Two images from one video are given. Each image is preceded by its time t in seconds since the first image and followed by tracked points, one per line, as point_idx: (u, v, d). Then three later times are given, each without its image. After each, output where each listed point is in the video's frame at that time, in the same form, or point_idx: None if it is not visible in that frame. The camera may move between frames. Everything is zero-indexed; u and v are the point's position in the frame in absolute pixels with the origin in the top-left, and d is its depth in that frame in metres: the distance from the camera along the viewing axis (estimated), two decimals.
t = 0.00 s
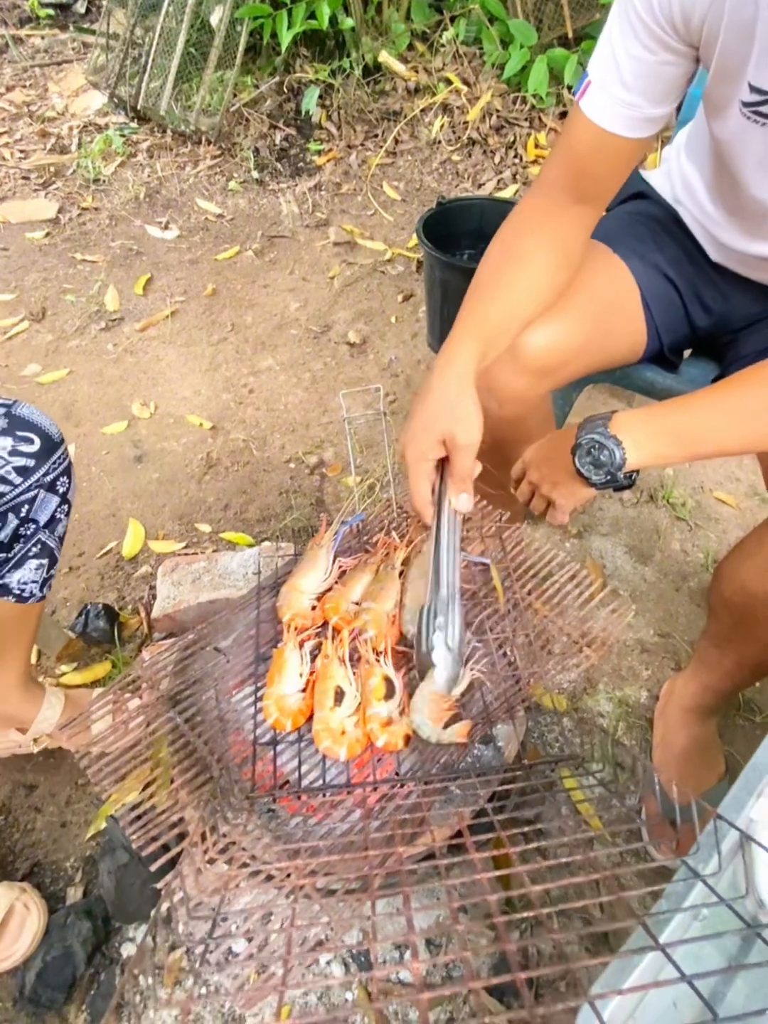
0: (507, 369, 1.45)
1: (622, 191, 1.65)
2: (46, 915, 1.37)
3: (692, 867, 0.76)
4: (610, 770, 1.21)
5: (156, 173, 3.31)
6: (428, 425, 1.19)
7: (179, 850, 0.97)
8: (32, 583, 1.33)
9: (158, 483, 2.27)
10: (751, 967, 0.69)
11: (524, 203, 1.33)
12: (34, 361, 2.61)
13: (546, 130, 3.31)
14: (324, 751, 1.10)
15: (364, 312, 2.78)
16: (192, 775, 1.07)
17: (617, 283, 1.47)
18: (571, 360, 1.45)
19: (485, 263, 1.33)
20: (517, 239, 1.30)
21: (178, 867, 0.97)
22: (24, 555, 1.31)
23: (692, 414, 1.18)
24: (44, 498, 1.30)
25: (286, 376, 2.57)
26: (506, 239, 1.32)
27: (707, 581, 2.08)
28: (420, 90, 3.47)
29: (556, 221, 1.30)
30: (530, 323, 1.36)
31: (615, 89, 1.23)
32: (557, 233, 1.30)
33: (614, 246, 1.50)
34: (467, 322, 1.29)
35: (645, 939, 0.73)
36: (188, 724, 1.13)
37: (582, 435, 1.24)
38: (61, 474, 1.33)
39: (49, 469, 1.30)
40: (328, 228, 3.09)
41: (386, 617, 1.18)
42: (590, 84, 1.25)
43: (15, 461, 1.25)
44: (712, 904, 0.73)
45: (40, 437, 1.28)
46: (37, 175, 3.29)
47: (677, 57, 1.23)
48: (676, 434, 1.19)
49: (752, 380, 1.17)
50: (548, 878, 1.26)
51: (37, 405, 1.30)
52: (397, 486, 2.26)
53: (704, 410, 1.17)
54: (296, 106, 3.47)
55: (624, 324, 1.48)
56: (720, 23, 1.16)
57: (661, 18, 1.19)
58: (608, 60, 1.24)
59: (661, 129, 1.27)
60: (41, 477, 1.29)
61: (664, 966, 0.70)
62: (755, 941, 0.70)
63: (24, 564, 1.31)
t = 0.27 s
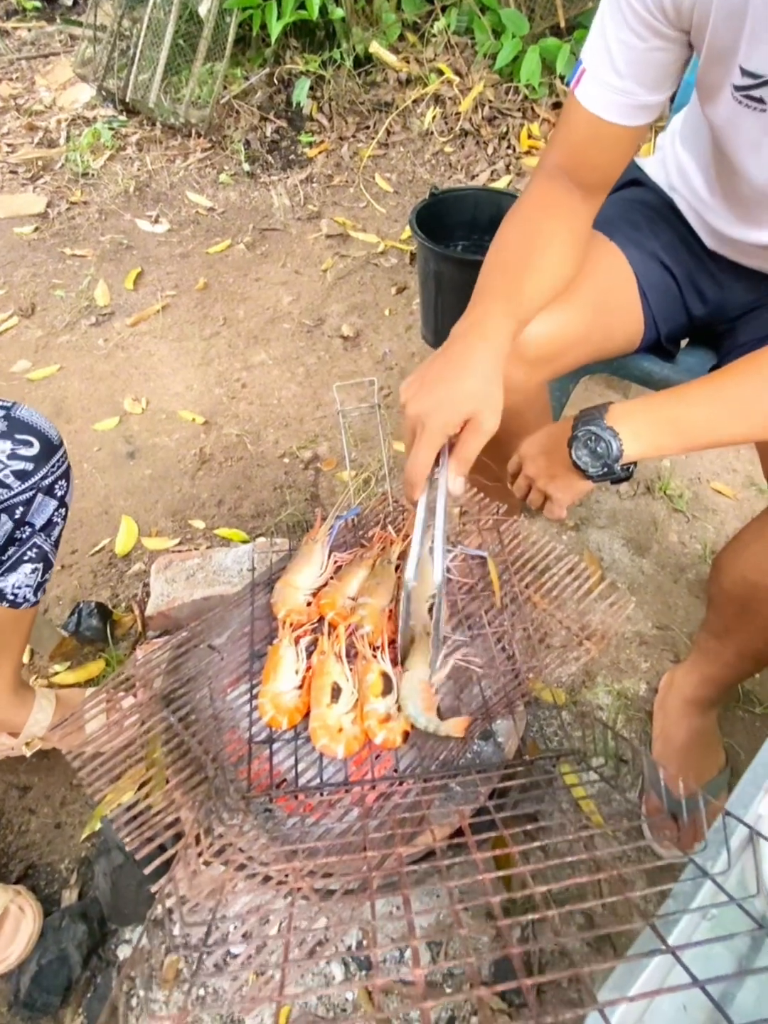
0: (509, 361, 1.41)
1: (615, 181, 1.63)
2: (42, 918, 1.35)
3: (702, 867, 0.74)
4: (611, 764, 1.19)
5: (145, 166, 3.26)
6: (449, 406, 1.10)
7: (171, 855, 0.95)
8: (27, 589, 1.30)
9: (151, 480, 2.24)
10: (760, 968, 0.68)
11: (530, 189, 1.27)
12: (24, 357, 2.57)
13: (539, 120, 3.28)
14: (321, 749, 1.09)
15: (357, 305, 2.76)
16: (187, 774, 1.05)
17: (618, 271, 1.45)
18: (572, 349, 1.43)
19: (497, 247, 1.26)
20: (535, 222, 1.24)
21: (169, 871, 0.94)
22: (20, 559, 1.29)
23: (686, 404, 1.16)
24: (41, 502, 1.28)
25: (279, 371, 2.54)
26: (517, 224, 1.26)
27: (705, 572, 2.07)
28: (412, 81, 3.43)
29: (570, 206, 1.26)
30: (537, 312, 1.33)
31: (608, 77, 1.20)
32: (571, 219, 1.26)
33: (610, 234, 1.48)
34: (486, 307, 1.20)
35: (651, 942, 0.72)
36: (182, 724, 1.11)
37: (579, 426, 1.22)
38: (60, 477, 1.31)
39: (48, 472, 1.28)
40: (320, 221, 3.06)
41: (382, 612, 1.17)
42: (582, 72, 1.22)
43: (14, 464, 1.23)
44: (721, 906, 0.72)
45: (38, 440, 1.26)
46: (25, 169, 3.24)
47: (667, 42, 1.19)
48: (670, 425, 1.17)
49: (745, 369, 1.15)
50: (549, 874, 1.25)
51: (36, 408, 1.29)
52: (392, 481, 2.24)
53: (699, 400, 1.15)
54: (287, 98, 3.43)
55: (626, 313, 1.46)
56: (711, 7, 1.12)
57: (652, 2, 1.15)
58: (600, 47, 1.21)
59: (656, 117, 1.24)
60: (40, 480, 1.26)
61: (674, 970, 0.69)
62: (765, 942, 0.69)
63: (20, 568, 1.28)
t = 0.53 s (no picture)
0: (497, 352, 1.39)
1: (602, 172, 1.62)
2: (34, 925, 1.33)
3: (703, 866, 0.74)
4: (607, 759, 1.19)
5: (129, 162, 3.22)
6: (443, 391, 1.06)
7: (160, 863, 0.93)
8: (6, 596, 1.30)
9: (139, 480, 2.22)
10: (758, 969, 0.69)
11: (516, 176, 1.25)
12: (8, 357, 2.53)
13: (526, 113, 3.26)
14: (313, 751, 1.08)
15: (346, 301, 2.73)
16: (177, 779, 1.03)
17: (606, 262, 1.44)
18: (561, 340, 1.42)
19: (487, 231, 1.23)
20: (526, 205, 1.21)
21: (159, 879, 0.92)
22: None
23: (680, 395, 1.15)
24: (18, 513, 1.26)
25: (267, 367, 2.52)
26: (507, 209, 1.23)
27: (697, 565, 2.07)
28: (397, 74, 3.40)
29: (560, 192, 1.24)
30: (526, 301, 1.31)
31: (593, 67, 1.19)
32: (562, 203, 1.24)
33: (598, 225, 1.47)
34: (479, 290, 1.17)
35: (648, 944, 0.72)
36: (172, 728, 1.09)
37: (570, 418, 1.21)
38: (38, 488, 1.28)
39: (25, 483, 1.25)
40: (307, 216, 3.03)
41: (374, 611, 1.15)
42: (568, 64, 1.21)
43: None
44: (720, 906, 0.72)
45: (15, 450, 1.22)
46: (6, 166, 3.19)
47: (651, 32, 1.17)
48: (664, 417, 1.16)
49: (740, 359, 1.14)
50: (545, 870, 1.24)
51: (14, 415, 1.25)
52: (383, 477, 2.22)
53: (694, 391, 1.14)
54: (272, 92, 3.39)
55: (615, 303, 1.45)
56: None
57: None
58: (585, 36, 1.20)
59: (643, 107, 1.22)
60: (16, 492, 1.24)
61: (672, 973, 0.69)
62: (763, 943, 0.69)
63: None
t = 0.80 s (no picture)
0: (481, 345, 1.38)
1: (588, 162, 1.61)
2: (25, 935, 1.32)
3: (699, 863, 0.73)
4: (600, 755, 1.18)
5: (108, 159, 3.18)
6: (423, 386, 1.05)
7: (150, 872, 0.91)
8: None
9: (124, 481, 2.19)
10: (755, 963, 0.70)
11: (497, 167, 1.24)
12: None
13: (508, 106, 3.25)
14: (305, 753, 1.06)
15: (330, 297, 2.71)
16: (166, 785, 1.01)
17: (589, 254, 1.43)
18: (546, 333, 1.41)
19: (467, 223, 1.22)
20: (506, 196, 1.20)
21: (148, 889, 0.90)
22: None
23: (667, 386, 1.15)
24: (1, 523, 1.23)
25: (252, 366, 2.49)
26: (487, 200, 1.22)
27: (686, 556, 2.08)
28: (378, 68, 3.38)
29: (540, 183, 1.23)
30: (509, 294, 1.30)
31: (572, 57, 1.18)
32: (542, 193, 1.23)
33: (581, 217, 1.46)
34: (459, 283, 1.16)
35: (645, 941, 0.71)
36: (160, 733, 1.08)
37: (557, 412, 1.21)
38: (21, 498, 1.27)
39: (9, 492, 1.24)
40: (290, 211, 3.01)
41: (364, 610, 1.13)
42: (546, 54, 1.20)
43: None
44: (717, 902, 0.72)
45: None
46: None
47: (629, 22, 1.16)
48: (652, 409, 1.16)
49: (726, 349, 1.14)
50: (539, 865, 1.24)
51: None
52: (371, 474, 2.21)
53: (681, 382, 1.14)
54: (252, 86, 3.35)
55: (598, 296, 1.44)
56: None
57: None
58: (563, 26, 1.19)
59: (623, 97, 1.21)
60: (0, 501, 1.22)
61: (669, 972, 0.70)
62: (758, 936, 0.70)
63: None
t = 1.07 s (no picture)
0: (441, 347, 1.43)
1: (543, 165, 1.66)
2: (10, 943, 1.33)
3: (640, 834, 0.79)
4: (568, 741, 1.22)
5: (70, 166, 3.16)
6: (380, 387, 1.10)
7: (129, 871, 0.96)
8: None
9: (96, 490, 2.19)
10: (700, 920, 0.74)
11: (450, 175, 1.29)
12: None
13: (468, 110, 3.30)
14: (280, 748, 1.10)
15: (298, 301, 2.74)
16: (144, 785, 1.05)
17: (543, 257, 1.48)
18: (505, 334, 1.46)
19: (423, 230, 1.26)
20: (458, 204, 1.25)
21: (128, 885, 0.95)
22: None
23: (617, 384, 1.20)
24: None
25: (221, 371, 2.51)
26: (441, 208, 1.26)
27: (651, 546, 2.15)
28: (341, 72, 3.39)
29: (492, 191, 1.27)
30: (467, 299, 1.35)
31: (518, 69, 1.22)
32: (494, 202, 1.27)
33: (534, 220, 1.52)
34: (415, 289, 1.21)
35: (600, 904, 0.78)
36: (138, 735, 1.10)
37: (511, 412, 1.26)
38: None
39: None
40: (255, 217, 3.02)
41: (336, 607, 1.16)
42: (493, 67, 1.24)
43: None
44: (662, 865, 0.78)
45: None
46: None
47: (571, 34, 1.20)
48: (603, 405, 1.21)
49: (671, 346, 1.19)
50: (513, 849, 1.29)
51: None
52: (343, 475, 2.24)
53: (631, 380, 1.19)
54: (214, 92, 3.36)
55: (552, 298, 1.50)
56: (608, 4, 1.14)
57: None
58: (509, 37, 1.22)
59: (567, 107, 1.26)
60: None
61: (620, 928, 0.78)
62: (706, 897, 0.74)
63: None
